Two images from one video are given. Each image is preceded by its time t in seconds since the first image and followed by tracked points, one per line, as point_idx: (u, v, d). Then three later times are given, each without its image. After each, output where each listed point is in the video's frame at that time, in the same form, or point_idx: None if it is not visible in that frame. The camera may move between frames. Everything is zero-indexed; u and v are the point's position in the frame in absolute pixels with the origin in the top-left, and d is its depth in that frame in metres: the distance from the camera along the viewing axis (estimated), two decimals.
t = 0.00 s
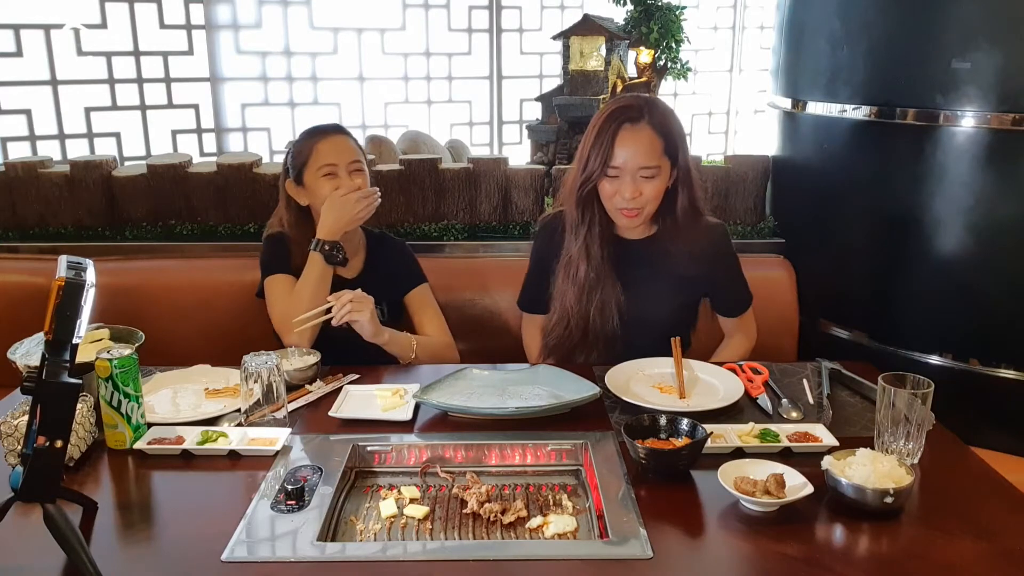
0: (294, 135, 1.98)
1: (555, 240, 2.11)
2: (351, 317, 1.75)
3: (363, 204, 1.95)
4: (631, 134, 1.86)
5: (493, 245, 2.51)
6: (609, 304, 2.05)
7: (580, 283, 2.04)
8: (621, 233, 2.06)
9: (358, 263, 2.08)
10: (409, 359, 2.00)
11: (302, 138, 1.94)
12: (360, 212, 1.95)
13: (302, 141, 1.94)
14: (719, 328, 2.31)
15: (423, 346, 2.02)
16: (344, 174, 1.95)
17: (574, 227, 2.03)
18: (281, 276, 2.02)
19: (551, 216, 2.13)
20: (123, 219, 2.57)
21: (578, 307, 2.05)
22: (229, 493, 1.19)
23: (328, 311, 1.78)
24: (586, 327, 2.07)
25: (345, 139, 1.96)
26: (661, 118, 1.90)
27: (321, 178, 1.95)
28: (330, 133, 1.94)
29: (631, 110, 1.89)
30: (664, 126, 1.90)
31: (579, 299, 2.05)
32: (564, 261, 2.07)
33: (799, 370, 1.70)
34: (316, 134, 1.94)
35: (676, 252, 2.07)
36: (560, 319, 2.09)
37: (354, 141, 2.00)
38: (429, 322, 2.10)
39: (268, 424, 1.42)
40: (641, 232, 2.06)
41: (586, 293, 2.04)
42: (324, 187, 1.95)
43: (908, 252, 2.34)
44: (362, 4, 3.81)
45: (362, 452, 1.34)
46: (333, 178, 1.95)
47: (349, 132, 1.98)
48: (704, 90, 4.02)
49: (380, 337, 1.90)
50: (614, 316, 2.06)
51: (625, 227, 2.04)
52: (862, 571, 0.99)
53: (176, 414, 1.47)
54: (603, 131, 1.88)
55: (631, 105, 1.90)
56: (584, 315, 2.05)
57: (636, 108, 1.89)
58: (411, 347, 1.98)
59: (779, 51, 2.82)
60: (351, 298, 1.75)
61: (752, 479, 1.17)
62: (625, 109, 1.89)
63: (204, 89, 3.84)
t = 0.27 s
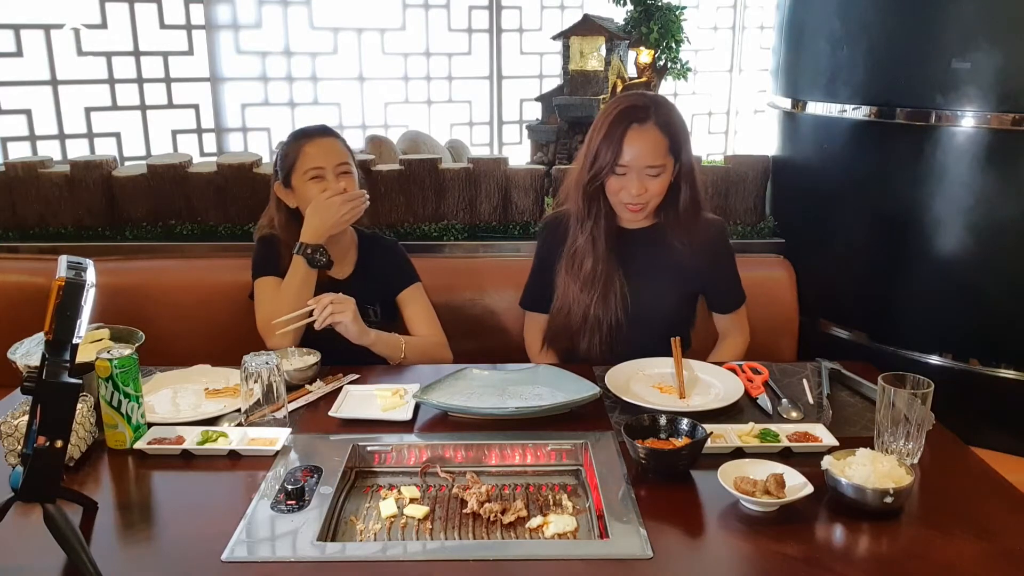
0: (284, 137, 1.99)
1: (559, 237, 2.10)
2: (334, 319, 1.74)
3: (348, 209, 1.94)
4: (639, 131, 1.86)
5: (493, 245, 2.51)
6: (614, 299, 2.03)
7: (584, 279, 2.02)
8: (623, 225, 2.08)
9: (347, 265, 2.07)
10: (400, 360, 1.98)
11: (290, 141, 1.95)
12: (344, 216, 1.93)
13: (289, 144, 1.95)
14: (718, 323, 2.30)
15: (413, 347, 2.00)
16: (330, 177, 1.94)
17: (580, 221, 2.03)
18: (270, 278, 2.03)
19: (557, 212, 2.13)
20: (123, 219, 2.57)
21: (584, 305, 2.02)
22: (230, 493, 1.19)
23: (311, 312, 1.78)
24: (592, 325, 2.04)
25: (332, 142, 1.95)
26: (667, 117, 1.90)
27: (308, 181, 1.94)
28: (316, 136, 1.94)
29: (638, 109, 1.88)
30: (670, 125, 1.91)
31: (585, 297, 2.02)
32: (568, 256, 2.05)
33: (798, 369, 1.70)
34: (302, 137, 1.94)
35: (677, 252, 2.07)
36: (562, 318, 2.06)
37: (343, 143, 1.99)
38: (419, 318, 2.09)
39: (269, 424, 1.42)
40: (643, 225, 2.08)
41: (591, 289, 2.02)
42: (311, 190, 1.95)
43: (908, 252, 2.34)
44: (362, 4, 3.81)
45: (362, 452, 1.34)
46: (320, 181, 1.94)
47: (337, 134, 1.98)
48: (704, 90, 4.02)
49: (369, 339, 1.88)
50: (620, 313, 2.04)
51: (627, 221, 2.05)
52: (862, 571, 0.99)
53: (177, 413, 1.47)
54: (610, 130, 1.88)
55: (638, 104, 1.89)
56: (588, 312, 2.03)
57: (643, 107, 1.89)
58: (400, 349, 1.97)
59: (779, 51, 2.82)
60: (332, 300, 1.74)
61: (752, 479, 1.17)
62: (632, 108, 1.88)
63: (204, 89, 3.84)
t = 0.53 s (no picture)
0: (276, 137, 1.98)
1: (560, 236, 2.09)
2: (328, 322, 1.71)
3: (345, 212, 1.94)
4: (641, 132, 1.86)
5: (493, 245, 2.51)
6: (615, 297, 2.02)
7: (586, 277, 2.02)
8: (623, 221, 2.07)
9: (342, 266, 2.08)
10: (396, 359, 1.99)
11: (284, 142, 1.94)
12: (342, 220, 1.93)
13: (283, 145, 1.94)
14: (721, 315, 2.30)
15: (410, 345, 2.00)
16: (326, 179, 1.94)
17: (581, 220, 2.03)
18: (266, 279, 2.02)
19: (558, 212, 2.13)
20: (122, 219, 2.57)
21: (587, 303, 2.02)
22: (230, 493, 1.19)
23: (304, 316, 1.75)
24: (594, 322, 2.03)
25: (326, 142, 1.94)
26: (667, 118, 1.91)
27: (304, 183, 1.93)
28: (310, 136, 1.94)
29: (639, 110, 1.88)
30: (670, 125, 1.91)
31: (586, 296, 2.02)
32: (569, 253, 2.05)
33: (798, 369, 1.70)
34: (296, 138, 1.93)
35: (677, 252, 2.07)
36: (562, 317, 2.06)
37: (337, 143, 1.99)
38: (415, 317, 2.08)
39: (268, 424, 1.42)
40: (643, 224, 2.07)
41: (592, 287, 2.01)
42: (307, 192, 1.94)
43: (908, 253, 2.34)
44: (362, 4, 3.81)
45: (362, 452, 1.34)
46: (315, 183, 1.94)
47: (331, 133, 1.97)
48: (704, 90, 4.02)
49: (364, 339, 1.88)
50: (621, 311, 2.04)
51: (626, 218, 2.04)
52: (862, 571, 0.99)
53: (177, 414, 1.47)
54: (611, 131, 1.88)
55: (639, 105, 1.89)
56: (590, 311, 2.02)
57: (644, 108, 1.89)
58: (397, 349, 1.97)
59: (779, 51, 2.82)
60: (324, 304, 1.72)
61: (752, 479, 1.17)
62: (633, 108, 1.89)
63: (204, 89, 3.84)
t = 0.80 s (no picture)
0: (280, 138, 1.98)
1: (560, 236, 2.09)
2: (330, 320, 1.71)
3: (355, 214, 1.96)
4: (640, 132, 1.87)
5: (493, 245, 2.51)
6: (615, 297, 2.02)
7: (585, 277, 2.01)
8: (619, 221, 2.05)
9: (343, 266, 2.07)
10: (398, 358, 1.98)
11: (290, 143, 1.94)
12: (351, 222, 1.95)
13: (290, 146, 1.94)
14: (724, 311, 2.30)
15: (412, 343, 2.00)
16: (336, 181, 1.96)
17: (579, 220, 2.03)
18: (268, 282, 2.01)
19: (557, 211, 2.13)
20: (123, 219, 2.57)
21: (586, 303, 2.01)
22: (230, 493, 1.19)
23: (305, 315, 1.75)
24: (593, 322, 2.03)
25: (333, 144, 1.96)
26: (666, 118, 1.90)
27: (313, 185, 1.94)
28: (317, 138, 1.95)
29: (638, 110, 1.88)
30: (668, 124, 1.91)
31: (585, 296, 2.01)
32: (568, 253, 2.05)
33: (799, 370, 1.70)
34: (303, 139, 1.94)
35: (677, 252, 2.07)
36: (561, 317, 2.05)
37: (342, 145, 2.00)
38: (416, 314, 2.08)
39: (268, 424, 1.42)
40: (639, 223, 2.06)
41: (591, 287, 2.01)
42: (315, 194, 1.95)
43: (908, 253, 2.34)
44: (362, 4, 3.81)
45: (362, 452, 1.34)
46: (325, 185, 1.95)
47: (336, 135, 1.99)
48: (704, 90, 4.02)
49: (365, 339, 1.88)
50: (620, 311, 2.04)
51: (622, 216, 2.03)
52: (862, 571, 0.99)
53: (177, 414, 1.47)
54: (610, 131, 1.88)
55: (638, 106, 1.89)
56: (589, 311, 2.02)
57: (642, 108, 1.88)
58: (399, 347, 1.97)
59: (779, 51, 2.82)
60: (326, 304, 1.71)
61: (752, 479, 1.17)
62: (633, 108, 1.88)
63: (204, 89, 3.84)
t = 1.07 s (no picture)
0: (287, 137, 1.97)
1: (558, 236, 2.09)
2: (335, 320, 1.71)
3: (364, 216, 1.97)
4: (632, 131, 1.87)
5: (493, 245, 2.51)
6: (612, 295, 2.02)
7: (579, 273, 2.01)
8: (618, 220, 2.04)
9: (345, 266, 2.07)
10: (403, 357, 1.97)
11: (299, 144, 1.93)
12: (359, 223, 1.96)
13: (299, 147, 1.93)
14: (726, 309, 2.30)
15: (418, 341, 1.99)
16: (346, 183, 1.96)
17: (575, 219, 2.02)
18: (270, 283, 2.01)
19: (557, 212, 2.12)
20: (122, 219, 2.57)
21: (580, 301, 2.01)
22: (229, 493, 1.19)
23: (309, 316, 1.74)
24: (590, 321, 2.02)
25: (343, 145, 1.96)
26: (661, 117, 1.89)
27: (323, 186, 1.94)
28: (327, 139, 1.94)
29: (632, 110, 1.87)
30: (662, 122, 1.90)
31: (580, 293, 2.01)
32: (563, 251, 2.05)
33: (800, 370, 1.70)
34: (313, 140, 1.93)
35: (677, 253, 2.07)
36: (558, 315, 2.05)
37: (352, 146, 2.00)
38: (419, 313, 2.08)
39: (268, 424, 1.42)
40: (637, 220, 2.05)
41: (586, 284, 2.01)
42: (324, 195, 1.95)
43: (908, 253, 2.34)
44: (362, 4, 3.81)
45: (362, 452, 1.34)
46: (335, 187, 1.95)
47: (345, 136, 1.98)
48: (704, 90, 4.02)
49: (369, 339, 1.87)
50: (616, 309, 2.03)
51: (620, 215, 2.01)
52: (863, 571, 0.99)
53: (176, 414, 1.47)
54: (603, 131, 1.88)
55: (633, 105, 1.88)
56: (584, 309, 2.01)
57: (636, 108, 1.88)
58: (405, 345, 1.96)
59: (779, 51, 2.82)
60: (331, 304, 1.71)
61: (752, 479, 1.17)
62: (627, 108, 1.88)
63: (204, 89, 3.83)
